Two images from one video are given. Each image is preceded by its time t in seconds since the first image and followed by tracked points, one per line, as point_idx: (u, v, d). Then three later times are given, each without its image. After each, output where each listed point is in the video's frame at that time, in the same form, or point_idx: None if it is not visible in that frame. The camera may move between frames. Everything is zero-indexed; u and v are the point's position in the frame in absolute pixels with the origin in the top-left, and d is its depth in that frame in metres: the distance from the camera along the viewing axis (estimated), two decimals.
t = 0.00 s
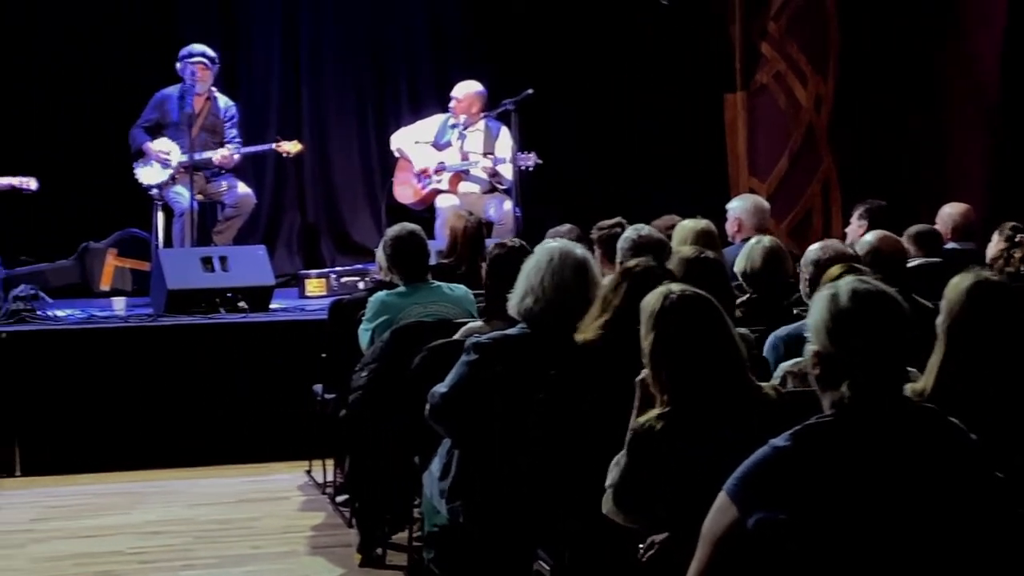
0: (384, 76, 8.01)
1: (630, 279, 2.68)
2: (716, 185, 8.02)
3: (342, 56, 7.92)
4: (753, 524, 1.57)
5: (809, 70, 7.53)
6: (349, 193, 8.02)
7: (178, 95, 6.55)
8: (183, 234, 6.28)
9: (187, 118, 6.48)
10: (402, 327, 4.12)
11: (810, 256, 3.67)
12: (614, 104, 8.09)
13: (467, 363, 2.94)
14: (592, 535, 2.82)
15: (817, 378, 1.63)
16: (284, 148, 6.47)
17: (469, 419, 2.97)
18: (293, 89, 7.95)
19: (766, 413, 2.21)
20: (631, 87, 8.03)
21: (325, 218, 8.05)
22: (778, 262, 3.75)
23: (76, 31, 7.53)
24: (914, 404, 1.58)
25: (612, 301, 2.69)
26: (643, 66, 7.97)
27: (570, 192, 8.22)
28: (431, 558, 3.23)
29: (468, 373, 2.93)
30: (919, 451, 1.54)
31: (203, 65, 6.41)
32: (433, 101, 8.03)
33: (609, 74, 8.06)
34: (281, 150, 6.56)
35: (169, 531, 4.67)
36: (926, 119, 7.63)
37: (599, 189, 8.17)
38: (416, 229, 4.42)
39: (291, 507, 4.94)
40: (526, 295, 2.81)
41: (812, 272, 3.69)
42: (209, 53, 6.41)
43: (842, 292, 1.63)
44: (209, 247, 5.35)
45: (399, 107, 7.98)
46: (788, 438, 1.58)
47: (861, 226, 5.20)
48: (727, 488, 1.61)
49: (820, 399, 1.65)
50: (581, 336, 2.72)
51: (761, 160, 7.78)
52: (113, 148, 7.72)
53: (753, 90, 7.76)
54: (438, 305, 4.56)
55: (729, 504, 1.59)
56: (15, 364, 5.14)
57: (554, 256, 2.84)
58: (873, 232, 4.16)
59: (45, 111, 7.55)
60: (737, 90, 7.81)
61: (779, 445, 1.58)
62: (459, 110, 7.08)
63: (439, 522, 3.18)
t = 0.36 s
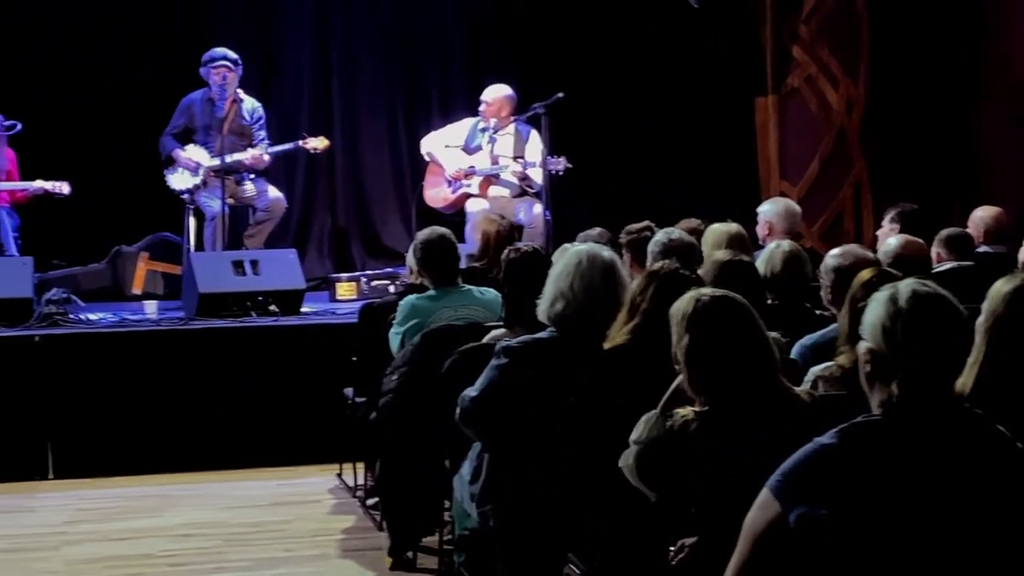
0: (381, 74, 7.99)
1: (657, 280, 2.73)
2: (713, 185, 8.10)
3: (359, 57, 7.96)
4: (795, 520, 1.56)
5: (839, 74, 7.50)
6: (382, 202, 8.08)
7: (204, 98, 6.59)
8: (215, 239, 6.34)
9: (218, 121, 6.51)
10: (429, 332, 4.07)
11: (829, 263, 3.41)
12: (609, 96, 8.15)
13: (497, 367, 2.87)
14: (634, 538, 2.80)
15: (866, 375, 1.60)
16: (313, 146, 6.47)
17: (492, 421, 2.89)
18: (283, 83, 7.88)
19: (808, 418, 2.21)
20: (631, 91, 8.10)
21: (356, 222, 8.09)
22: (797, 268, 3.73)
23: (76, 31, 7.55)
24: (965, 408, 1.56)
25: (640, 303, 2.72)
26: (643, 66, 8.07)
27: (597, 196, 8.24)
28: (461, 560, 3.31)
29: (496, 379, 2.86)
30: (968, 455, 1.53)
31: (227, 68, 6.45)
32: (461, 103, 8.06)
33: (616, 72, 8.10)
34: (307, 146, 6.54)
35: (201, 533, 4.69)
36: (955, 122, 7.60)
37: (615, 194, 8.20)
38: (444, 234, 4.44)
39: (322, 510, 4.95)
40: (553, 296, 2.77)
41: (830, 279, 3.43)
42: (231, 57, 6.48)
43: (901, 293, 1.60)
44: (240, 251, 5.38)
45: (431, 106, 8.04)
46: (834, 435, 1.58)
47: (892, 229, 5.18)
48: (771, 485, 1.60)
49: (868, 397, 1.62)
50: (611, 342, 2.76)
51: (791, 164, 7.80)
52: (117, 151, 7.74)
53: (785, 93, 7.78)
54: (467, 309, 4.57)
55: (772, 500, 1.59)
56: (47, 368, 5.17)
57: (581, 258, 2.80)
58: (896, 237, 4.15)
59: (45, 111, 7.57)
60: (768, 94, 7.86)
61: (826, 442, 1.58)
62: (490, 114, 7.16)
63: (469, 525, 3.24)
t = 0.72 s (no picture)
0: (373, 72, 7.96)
1: (686, 282, 2.73)
2: (714, 185, 8.17)
3: (392, 62, 7.98)
4: (836, 520, 1.51)
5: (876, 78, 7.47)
6: (416, 209, 8.11)
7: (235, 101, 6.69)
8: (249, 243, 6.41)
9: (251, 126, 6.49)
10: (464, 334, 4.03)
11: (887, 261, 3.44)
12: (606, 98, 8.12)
13: (531, 371, 2.78)
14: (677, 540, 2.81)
15: (915, 376, 1.57)
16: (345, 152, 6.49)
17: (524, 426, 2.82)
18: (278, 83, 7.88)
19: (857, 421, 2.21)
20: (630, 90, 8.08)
21: (390, 226, 8.13)
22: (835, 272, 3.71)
23: (76, 31, 7.57)
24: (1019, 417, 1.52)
25: (673, 306, 2.71)
26: (642, 67, 8.06)
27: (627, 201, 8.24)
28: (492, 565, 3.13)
29: (530, 383, 2.78)
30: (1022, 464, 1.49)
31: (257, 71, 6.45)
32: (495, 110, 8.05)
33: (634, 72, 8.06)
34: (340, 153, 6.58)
35: (235, 537, 4.69)
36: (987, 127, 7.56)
37: (643, 199, 8.14)
38: (478, 237, 4.43)
39: (356, 514, 4.95)
40: (586, 302, 2.72)
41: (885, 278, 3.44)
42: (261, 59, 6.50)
43: (955, 296, 1.57)
44: (275, 255, 5.42)
45: (464, 111, 8.06)
46: (878, 437, 1.53)
47: (928, 233, 5.15)
48: (813, 486, 1.56)
49: (914, 400, 1.58)
50: (644, 345, 2.73)
51: (827, 166, 7.72)
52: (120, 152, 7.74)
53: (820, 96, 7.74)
54: (501, 314, 4.51)
55: (814, 501, 1.54)
56: (82, 373, 5.20)
57: (612, 262, 2.74)
58: (934, 241, 4.13)
59: (44, 110, 7.59)
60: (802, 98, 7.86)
61: (871, 443, 1.53)
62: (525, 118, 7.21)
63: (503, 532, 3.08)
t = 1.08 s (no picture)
0: (365, 67, 7.96)
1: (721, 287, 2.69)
2: (714, 185, 8.18)
3: (431, 68, 8.07)
4: (868, 531, 1.55)
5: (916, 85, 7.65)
6: (453, 214, 8.20)
7: (276, 106, 6.73)
8: (288, 248, 6.49)
9: (290, 130, 6.64)
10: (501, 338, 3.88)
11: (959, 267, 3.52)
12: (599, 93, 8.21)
13: (570, 376, 2.77)
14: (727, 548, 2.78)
15: (945, 384, 1.59)
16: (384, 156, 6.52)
17: (565, 431, 2.81)
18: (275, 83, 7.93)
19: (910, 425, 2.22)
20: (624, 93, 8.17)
21: (428, 231, 8.19)
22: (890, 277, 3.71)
23: (76, 31, 7.56)
24: None
25: (708, 312, 2.67)
26: (642, 66, 8.12)
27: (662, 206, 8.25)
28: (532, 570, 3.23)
29: (569, 388, 2.76)
30: None
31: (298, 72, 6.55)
32: (533, 113, 8.16)
33: (656, 80, 8.11)
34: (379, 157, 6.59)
35: (276, 541, 4.67)
36: None
37: (669, 203, 8.21)
38: (515, 242, 4.30)
39: (393, 518, 4.95)
40: (624, 310, 2.73)
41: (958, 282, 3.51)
42: (303, 61, 6.58)
43: (986, 303, 1.59)
44: (313, 261, 5.49)
45: (503, 117, 8.14)
46: (908, 446, 1.56)
47: (968, 239, 5.12)
48: (844, 495, 1.59)
49: (947, 408, 1.60)
50: (681, 351, 2.73)
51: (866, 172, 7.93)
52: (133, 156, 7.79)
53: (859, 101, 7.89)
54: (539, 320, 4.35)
55: (845, 511, 1.58)
56: (122, 376, 5.24)
57: (650, 268, 2.75)
58: (984, 245, 4.11)
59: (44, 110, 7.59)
60: (842, 103, 7.94)
61: (901, 452, 1.56)
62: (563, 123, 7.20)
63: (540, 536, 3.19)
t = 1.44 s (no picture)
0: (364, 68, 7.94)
1: (765, 297, 2.75)
2: (713, 185, 8.20)
3: (476, 71, 8.10)
4: (898, 553, 1.69)
5: (958, 88, 7.61)
6: (495, 222, 8.21)
7: (324, 113, 6.83)
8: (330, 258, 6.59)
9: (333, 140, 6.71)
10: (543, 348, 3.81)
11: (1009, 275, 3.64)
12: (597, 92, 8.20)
13: (612, 385, 2.81)
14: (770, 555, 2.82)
15: (964, 400, 1.69)
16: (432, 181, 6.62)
17: (608, 439, 2.85)
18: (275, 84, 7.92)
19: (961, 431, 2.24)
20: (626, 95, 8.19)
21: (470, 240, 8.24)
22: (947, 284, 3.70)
23: (75, 31, 7.56)
24: None
25: (753, 320, 2.74)
26: (644, 66, 8.17)
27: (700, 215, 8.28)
28: None
29: (611, 397, 2.80)
30: None
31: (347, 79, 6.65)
32: (575, 120, 8.17)
33: (694, 84, 8.13)
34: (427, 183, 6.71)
35: (321, 549, 4.66)
36: None
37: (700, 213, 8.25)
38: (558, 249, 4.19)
39: (436, 526, 4.95)
40: (666, 318, 2.74)
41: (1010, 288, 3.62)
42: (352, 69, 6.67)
43: (996, 315, 1.68)
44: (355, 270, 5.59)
45: (545, 122, 8.16)
46: (934, 464, 1.67)
47: (1013, 247, 5.09)
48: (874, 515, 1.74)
49: (970, 422, 1.71)
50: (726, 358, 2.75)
51: (911, 180, 7.98)
52: (162, 165, 7.86)
53: (902, 108, 7.94)
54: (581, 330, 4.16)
55: (874, 531, 1.73)
56: (165, 384, 5.29)
57: (695, 276, 2.76)
58: None
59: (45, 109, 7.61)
60: (885, 110, 8.01)
61: (926, 471, 1.67)
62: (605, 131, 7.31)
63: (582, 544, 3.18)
